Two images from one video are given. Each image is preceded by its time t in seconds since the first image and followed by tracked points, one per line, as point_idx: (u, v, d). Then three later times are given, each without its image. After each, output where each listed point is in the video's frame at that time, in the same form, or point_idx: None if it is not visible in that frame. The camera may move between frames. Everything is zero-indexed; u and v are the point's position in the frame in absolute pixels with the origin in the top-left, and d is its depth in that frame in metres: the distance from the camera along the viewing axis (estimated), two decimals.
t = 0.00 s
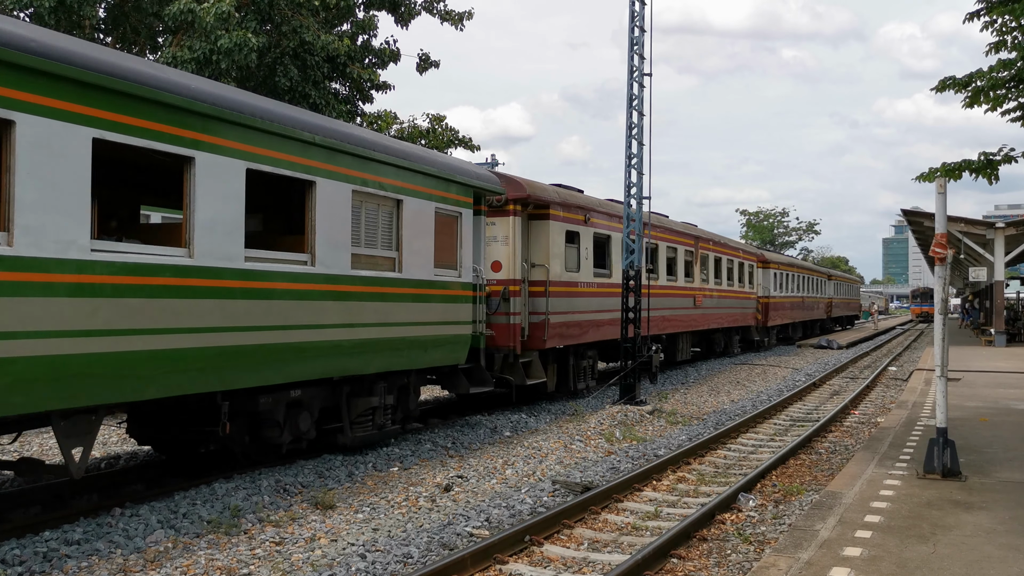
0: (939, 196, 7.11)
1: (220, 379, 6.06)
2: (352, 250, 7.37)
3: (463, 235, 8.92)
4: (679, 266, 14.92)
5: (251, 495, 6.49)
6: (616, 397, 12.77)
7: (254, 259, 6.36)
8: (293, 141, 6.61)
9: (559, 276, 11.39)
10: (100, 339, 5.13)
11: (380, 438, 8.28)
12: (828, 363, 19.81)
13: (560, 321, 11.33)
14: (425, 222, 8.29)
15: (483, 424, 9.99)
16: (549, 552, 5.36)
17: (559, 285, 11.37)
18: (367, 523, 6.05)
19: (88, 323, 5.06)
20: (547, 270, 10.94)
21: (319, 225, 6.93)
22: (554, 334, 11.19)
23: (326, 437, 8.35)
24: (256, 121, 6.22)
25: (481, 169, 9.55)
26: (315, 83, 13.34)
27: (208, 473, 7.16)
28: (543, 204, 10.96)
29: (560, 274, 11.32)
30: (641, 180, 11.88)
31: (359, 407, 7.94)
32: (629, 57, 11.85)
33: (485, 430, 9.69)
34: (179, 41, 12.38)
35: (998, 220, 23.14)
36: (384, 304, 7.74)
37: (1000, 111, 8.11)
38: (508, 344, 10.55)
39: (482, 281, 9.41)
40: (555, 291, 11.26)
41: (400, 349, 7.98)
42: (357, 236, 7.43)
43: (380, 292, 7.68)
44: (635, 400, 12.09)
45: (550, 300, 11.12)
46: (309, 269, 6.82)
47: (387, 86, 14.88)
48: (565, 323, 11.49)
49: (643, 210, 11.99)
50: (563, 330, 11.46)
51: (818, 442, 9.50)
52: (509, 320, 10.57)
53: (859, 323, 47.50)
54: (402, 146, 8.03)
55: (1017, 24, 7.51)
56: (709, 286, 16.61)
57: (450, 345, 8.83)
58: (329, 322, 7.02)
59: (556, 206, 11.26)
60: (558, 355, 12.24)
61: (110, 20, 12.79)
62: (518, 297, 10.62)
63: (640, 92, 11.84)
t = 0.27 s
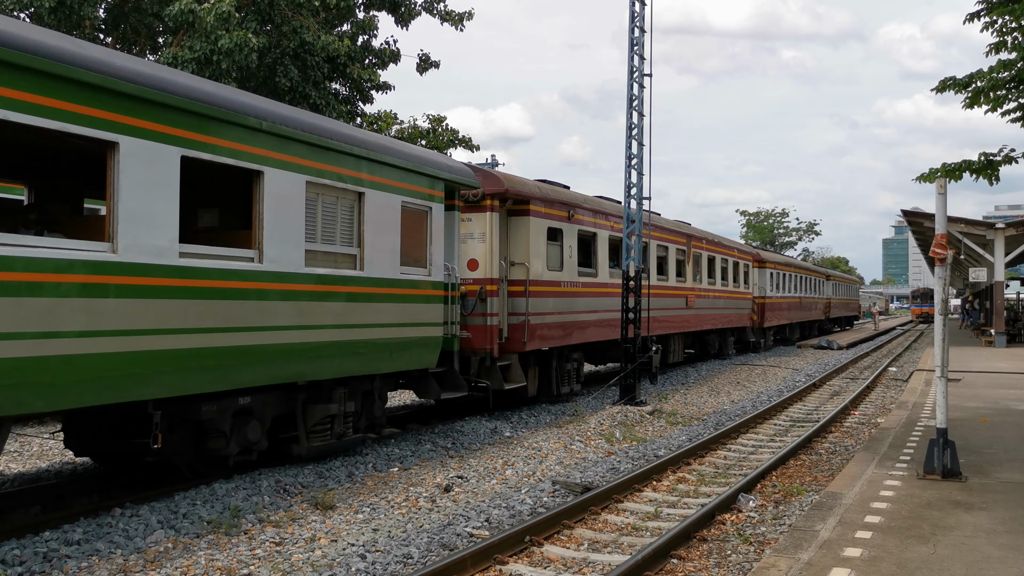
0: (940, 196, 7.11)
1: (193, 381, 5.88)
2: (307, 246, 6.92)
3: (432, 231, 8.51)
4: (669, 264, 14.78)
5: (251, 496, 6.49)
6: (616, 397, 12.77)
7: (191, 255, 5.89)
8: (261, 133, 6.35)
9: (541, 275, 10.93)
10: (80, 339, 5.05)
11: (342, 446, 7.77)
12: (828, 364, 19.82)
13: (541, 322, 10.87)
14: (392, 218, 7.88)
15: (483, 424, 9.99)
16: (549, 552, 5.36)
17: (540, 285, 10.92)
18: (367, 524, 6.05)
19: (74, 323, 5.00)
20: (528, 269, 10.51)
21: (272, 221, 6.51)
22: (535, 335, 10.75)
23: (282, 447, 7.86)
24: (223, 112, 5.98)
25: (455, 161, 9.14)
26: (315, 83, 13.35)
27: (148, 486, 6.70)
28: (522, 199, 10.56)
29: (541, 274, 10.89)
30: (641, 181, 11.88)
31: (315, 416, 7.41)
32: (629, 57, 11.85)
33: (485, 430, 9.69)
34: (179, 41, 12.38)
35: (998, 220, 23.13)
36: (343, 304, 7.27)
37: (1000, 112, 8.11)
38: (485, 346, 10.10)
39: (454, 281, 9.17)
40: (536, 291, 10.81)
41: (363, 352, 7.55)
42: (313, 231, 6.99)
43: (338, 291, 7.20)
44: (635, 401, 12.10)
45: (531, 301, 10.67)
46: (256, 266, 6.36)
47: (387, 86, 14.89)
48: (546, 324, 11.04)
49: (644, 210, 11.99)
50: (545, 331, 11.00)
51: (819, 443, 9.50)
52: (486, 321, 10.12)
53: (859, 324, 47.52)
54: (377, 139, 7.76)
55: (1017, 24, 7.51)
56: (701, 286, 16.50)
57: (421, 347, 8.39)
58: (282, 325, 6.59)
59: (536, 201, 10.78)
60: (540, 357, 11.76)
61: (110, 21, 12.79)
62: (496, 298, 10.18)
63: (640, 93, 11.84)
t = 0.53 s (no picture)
0: (939, 197, 7.12)
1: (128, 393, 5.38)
2: (253, 242, 6.37)
3: (397, 228, 7.99)
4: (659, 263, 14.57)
5: (251, 497, 6.48)
6: (616, 398, 12.78)
7: (111, 250, 5.30)
8: (198, 117, 5.81)
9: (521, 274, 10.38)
10: (46, 341, 4.82)
11: (293, 459, 7.29)
12: (828, 364, 19.84)
13: (521, 324, 10.33)
14: (350, 212, 7.34)
15: (482, 425, 9.99)
16: (550, 553, 5.36)
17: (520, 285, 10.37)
18: (367, 525, 6.05)
19: (38, 324, 4.77)
20: (507, 267, 10.00)
21: (211, 214, 5.94)
22: (514, 338, 10.19)
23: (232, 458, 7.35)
24: (177, 101, 5.61)
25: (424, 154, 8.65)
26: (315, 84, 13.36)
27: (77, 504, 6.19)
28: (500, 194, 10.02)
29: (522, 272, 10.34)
30: (641, 182, 11.88)
31: (266, 425, 6.92)
32: (629, 58, 11.85)
33: (485, 431, 9.68)
34: (180, 42, 12.39)
35: (998, 221, 23.15)
36: (292, 305, 6.70)
37: (1000, 112, 8.12)
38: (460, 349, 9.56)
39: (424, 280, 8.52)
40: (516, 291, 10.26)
41: (319, 358, 7.02)
42: (260, 226, 6.44)
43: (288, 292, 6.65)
44: (635, 401, 12.09)
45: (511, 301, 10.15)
46: (193, 264, 5.82)
47: (387, 87, 14.90)
48: (527, 326, 10.49)
49: (644, 211, 11.99)
50: (525, 333, 10.45)
51: (819, 443, 9.49)
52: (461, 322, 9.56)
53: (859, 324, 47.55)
54: (332, 125, 7.19)
55: (1017, 25, 7.51)
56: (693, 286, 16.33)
57: (383, 352, 7.85)
58: (221, 329, 6.02)
59: (515, 195, 10.21)
60: (519, 361, 11.33)
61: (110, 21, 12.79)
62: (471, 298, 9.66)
63: (640, 94, 11.84)
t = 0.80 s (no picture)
0: (939, 197, 7.13)
1: (86, 397, 5.13)
2: (193, 239, 5.91)
3: (354, 224, 7.51)
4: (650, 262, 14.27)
5: (252, 497, 6.48)
6: (616, 399, 12.77)
7: (66, 249, 5.04)
8: (119, 98, 5.30)
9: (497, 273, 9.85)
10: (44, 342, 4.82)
11: (240, 472, 6.71)
12: (828, 364, 19.84)
13: (496, 326, 9.83)
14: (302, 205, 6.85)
15: (483, 426, 9.98)
16: (550, 553, 5.36)
17: (496, 285, 9.84)
18: (367, 526, 6.05)
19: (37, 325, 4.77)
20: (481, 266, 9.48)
21: (178, 211, 5.73)
22: (490, 340, 9.71)
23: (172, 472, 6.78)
24: (132, 90, 5.35)
25: (389, 144, 8.16)
26: (315, 85, 13.36)
27: None
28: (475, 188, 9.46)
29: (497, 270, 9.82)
30: (641, 182, 11.88)
31: (206, 436, 6.31)
32: (629, 58, 11.85)
33: (486, 432, 9.67)
34: (179, 43, 12.39)
35: (998, 220, 23.16)
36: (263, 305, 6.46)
37: (1000, 112, 8.12)
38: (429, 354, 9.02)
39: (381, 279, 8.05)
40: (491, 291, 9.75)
41: (271, 362, 6.56)
42: (200, 220, 5.97)
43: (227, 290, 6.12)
44: (635, 402, 12.08)
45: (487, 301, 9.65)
46: (117, 260, 5.30)
47: (387, 88, 14.90)
48: (504, 327, 10.00)
49: (643, 211, 11.99)
50: (502, 336, 9.96)
51: (819, 444, 9.48)
52: (430, 325, 9.03)
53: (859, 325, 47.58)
54: (277, 111, 6.67)
55: (1016, 25, 7.51)
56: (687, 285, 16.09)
57: (342, 356, 7.39)
58: (150, 330, 5.49)
59: (490, 190, 9.65)
60: (499, 365, 10.69)
61: (110, 23, 12.78)
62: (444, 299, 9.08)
63: (640, 94, 11.83)
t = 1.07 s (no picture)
0: (939, 197, 7.13)
1: (81, 398, 5.08)
2: (119, 233, 5.35)
3: (311, 219, 6.98)
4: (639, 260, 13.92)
5: (252, 499, 6.48)
6: (616, 399, 12.76)
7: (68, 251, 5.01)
8: (24, 76, 4.71)
9: (470, 272, 9.32)
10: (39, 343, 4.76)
11: (177, 488, 6.09)
12: (829, 364, 19.85)
13: (470, 328, 9.30)
14: (243, 199, 6.24)
15: (483, 427, 9.98)
16: (551, 554, 5.36)
17: (470, 284, 9.32)
18: (368, 527, 6.04)
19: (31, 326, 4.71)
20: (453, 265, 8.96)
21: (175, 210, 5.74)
22: (463, 343, 9.19)
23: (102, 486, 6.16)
24: (85, 79, 5.02)
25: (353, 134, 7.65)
26: (315, 86, 13.36)
27: None
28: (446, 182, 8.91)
29: (471, 269, 9.30)
30: (641, 182, 11.88)
31: (137, 450, 5.73)
32: (629, 59, 11.86)
33: (486, 433, 9.67)
34: (179, 45, 12.39)
35: (998, 220, 23.16)
36: (259, 307, 6.40)
37: (1000, 112, 8.12)
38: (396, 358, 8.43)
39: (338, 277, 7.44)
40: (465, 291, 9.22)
41: (218, 369, 6.04)
42: (124, 214, 5.41)
43: (153, 290, 5.50)
44: (635, 402, 12.08)
45: (460, 302, 9.13)
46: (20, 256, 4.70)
47: (387, 89, 14.91)
48: (478, 329, 9.47)
49: (643, 211, 11.99)
50: (477, 338, 9.43)
51: (820, 444, 9.47)
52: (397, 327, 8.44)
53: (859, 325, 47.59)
54: (213, 92, 6.07)
55: (1016, 25, 7.51)
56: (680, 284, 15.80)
57: (299, 360, 6.86)
58: (64, 335, 4.91)
59: (462, 184, 9.10)
60: (475, 369, 10.09)
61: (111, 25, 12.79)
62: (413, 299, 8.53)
63: (640, 94, 11.83)
